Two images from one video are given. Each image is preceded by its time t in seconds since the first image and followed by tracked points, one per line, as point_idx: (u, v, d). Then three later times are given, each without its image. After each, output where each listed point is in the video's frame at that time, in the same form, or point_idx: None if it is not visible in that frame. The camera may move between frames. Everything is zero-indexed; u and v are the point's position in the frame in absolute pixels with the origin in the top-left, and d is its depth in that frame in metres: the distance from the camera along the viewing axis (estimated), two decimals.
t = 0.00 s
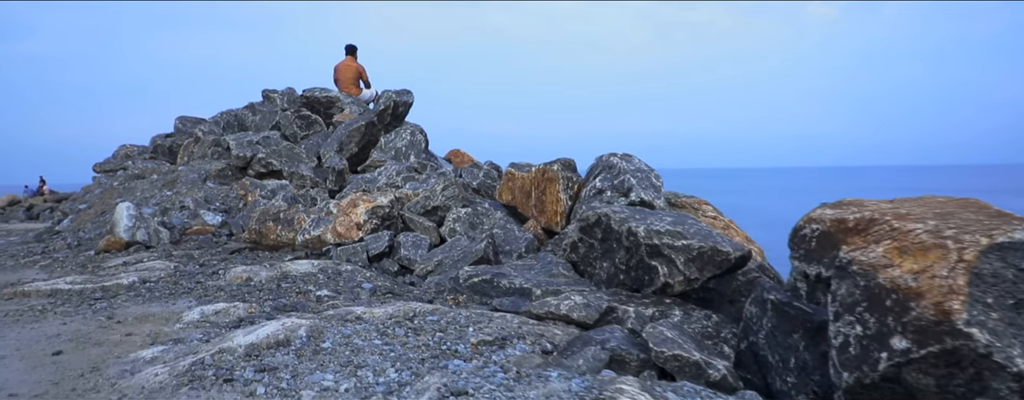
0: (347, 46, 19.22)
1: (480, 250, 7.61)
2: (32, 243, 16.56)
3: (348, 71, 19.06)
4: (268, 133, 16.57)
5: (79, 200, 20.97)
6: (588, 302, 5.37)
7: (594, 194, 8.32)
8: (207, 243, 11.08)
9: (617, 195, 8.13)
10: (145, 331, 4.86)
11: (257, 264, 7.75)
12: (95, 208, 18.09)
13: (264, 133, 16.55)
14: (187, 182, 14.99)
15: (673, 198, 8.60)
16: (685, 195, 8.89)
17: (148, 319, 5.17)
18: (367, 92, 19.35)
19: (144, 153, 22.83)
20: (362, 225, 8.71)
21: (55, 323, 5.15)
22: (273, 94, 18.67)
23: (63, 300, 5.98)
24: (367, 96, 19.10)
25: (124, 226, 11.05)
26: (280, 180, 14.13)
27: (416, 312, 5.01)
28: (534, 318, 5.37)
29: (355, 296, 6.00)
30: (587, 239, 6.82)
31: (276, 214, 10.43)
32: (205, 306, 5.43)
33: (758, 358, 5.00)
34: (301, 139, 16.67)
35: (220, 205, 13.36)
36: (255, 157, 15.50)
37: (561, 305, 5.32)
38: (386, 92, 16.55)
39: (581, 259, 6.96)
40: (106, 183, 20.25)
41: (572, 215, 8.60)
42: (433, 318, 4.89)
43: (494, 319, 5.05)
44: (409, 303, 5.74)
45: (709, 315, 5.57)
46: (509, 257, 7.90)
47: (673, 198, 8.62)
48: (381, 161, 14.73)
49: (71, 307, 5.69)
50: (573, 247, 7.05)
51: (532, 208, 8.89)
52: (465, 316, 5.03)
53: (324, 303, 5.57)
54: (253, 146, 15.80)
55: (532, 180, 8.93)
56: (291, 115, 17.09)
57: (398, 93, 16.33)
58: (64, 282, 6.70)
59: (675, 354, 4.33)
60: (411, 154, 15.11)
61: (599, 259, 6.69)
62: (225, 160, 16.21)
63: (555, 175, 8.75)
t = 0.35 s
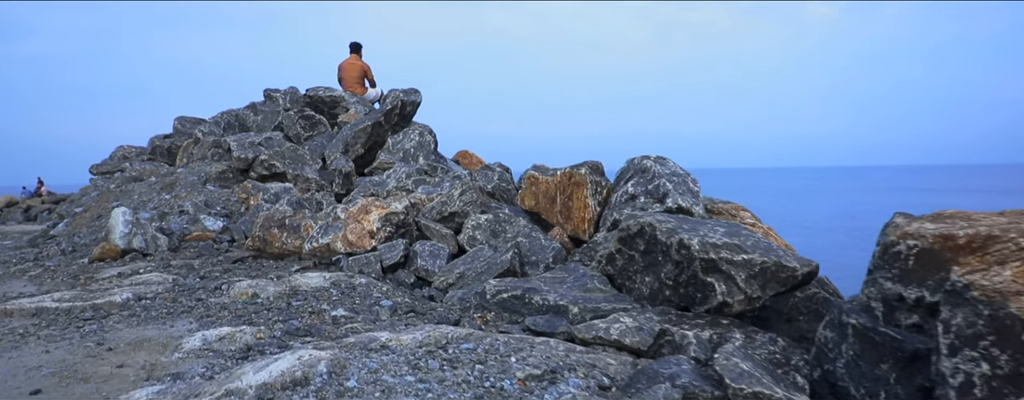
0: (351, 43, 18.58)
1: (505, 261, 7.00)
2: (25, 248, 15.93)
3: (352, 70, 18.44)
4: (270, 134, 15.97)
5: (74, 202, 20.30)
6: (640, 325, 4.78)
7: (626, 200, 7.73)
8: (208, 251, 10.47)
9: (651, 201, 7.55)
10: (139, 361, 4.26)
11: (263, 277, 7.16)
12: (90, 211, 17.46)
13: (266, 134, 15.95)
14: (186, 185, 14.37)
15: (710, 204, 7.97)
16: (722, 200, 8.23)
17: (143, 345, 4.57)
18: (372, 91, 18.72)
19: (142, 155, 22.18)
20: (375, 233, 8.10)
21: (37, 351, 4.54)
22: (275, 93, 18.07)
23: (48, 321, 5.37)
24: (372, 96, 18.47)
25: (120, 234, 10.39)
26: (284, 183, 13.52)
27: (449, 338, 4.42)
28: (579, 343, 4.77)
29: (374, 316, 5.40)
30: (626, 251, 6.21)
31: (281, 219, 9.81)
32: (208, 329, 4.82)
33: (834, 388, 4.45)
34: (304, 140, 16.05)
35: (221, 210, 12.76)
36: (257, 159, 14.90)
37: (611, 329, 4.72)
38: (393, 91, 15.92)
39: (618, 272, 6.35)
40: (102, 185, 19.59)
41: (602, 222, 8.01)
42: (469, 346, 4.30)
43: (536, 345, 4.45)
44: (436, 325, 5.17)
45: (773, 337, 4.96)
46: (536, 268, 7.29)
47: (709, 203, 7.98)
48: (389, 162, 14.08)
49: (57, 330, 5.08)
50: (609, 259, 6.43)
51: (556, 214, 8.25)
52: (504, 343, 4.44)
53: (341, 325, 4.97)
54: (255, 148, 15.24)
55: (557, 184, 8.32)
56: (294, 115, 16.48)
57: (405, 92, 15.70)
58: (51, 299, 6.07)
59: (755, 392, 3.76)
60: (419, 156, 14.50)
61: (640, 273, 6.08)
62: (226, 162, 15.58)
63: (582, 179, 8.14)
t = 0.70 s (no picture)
0: (357, 41, 17.93)
1: (537, 279, 6.35)
2: (18, 253, 15.32)
3: (357, 69, 17.81)
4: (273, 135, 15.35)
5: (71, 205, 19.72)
6: (707, 360, 4.30)
7: (663, 209, 7.14)
8: (209, 262, 9.86)
9: (691, 211, 6.96)
10: None
11: (269, 295, 6.51)
12: (87, 215, 16.85)
13: (269, 135, 15.33)
14: (185, 189, 13.74)
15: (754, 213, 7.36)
16: (765, 209, 7.65)
17: (136, 385, 3.95)
18: (378, 91, 18.08)
19: (141, 156, 21.56)
20: (389, 244, 7.42)
21: (12, 393, 3.92)
22: (277, 93, 17.45)
23: (28, 351, 4.74)
24: (378, 96, 17.82)
25: (114, 241, 9.76)
26: (289, 188, 12.90)
27: (492, 380, 3.81)
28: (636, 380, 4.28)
29: (397, 345, 4.78)
30: (674, 269, 5.58)
31: (286, 227, 9.16)
32: (210, 366, 4.20)
33: None
34: (308, 142, 15.41)
35: (223, 216, 12.14)
36: (259, 161, 14.27)
37: (676, 366, 4.22)
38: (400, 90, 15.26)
39: (664, 292, 5.74)
40: (99, 188, 18.98)
41: (636, 233, 7.39)
42: (516, 390, 3.69)
43: (592, 388, 3.84)
44: (469, 358, 4.57)
45: (857, 373, 4.35)
46: (567, 285, 6.64)
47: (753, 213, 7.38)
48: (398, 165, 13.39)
49: (37, 363, 4.46)
50: (654, 277, 5.81)
51: (586, 224, 7.64)
52: (555, 384, 3.83)
53: (362, 357, 4.35)
54: (257, 150, 14.62)
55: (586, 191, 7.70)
56: (297, 116, 15.84)
57: (414, 92, 15.02)
58: (34, 322, 5.45)
59: None
60: (429, 158, 13.86)
61: (691, 294, 5.46)
62: (227, 164, 14.95)
63: (614, 186, 7.52)
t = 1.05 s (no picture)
0: (362, 40, 17.31)
1: (574, 301, 5.73)
2: (10, 260, 14.71)
3: (363, 69, 17.18)
4: (276, 138, 14.73)
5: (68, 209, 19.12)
6: None
7: (708, 222, 6.55)
8: (210, 274, 9.25)
9: (740, 225, 6.38)
10: None
11: (277, 319, 5.88)
12: (83, 220, 16.23)
13: (272, 138, 14.70)
14: (184, 194, 13.11)
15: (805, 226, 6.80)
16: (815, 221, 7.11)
17: None
18: (384, 91, 17.47)
19: (140, 158, 20.94)
20: (407, 260, 6.77)
21: None
22: (280, 94, 16.82)
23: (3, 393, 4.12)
24: (384, 97, 17.21)
25: (109, 253, 9.12)
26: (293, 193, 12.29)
27: None
28: None
29: (427, 385, 4.16)
30: (734, 294, 4.98)
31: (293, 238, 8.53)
32: None
33: None
34: (313, 145, 14.79)
35: (225, 223, 11.53)
36: (262, 165, 13.64)
37: None
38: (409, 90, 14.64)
39: (720, 318, 5.15)
40: (96, 192, 18.38)
41: (676, 248, 6.80)
42: None
43: None
44: None
45: None
46: (604, 307, 6.09)
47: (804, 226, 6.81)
48: (408, 169, 12.76)
49: None
50: (708, 302, 5.21)
51: (620, 238, 7.04)
52: None
53: None
54: (259, 153, 13.99)
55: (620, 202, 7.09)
56: (301, 117, 15.21)
57: (423, 93, 14.41)
58: (13, 354, 4.82)
59: None
60: (440, 162, 13.26)
61: (754, 322, 4.87)
62: (228, 168, 14.34)
63: (651, 196, 6.90)
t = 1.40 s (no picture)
0: (367, 39, 16.68)
1: (615, 329, 5.11)
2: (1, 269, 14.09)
3: (368, 69, 16.55)
4: (278, 140, 14.10)
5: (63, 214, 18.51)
6: None
7: (759, 237, 5.95)
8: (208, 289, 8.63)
9: (795, 239, 5.78)
10: None
11: (281, 349, 5.24)
12: (77, 226, 15.62)
13: (274, 141, 14.07)
14: (182, 200, 12.49)
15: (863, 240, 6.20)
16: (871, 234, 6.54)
17: None
18: (390, 92, 16.85)
19: (139, 160, 20.36)
20: (425, 279, 6.13)
21: None
22: (282, 95, 16.19)
23: None
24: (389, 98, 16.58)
25: (99, 266, 8.46)
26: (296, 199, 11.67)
27: None
28: None
29: None
30: (804, 325, 4.37)
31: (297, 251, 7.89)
32: None
33: None
34: (316, 148, 14.15)
35: (224, 231, 10.90)
36: (263, 169, 13.02)
37: None
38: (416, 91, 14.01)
39: (787, 351, 4.52)
40: (92, 196, 17.75)
41: (721, 266, 6.19)
42: None
43: None
44: None
45: None
46: (646, 333, 5.46)
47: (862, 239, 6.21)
48: (417, 174, 12.08)
49: None
50: (773, 331, 4.58)
51: (658, 253, 6.43)
52: None
53: None
54: (260, 157, 13.36)
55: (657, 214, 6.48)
56: (304, 119, 14.57)
57: (432, 94, 13.78)
58: None
59: None
60: (450, 167, 12.64)
61: (830, 357, 4.24)
62: (228, 173, 13.72)
63: (693, 208, 6.28)
